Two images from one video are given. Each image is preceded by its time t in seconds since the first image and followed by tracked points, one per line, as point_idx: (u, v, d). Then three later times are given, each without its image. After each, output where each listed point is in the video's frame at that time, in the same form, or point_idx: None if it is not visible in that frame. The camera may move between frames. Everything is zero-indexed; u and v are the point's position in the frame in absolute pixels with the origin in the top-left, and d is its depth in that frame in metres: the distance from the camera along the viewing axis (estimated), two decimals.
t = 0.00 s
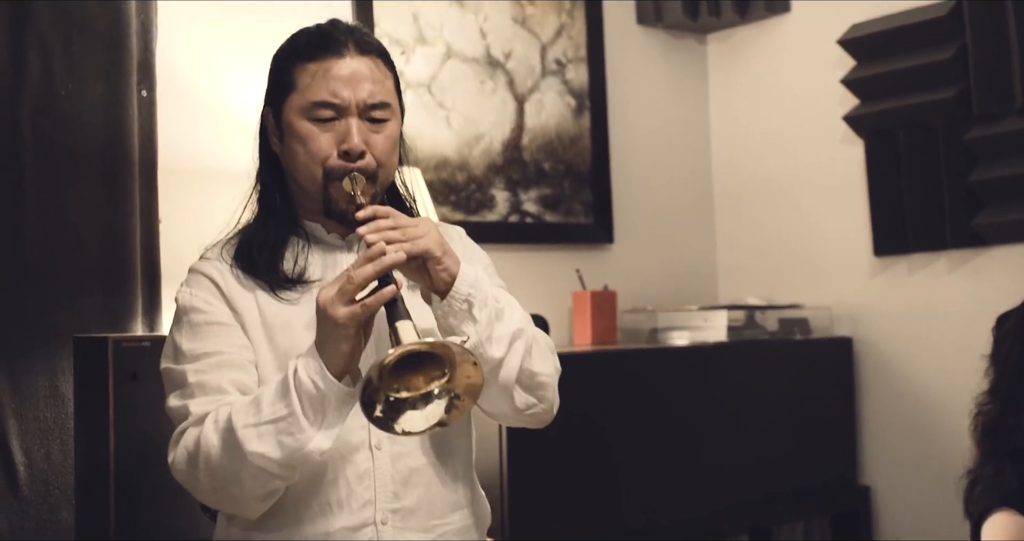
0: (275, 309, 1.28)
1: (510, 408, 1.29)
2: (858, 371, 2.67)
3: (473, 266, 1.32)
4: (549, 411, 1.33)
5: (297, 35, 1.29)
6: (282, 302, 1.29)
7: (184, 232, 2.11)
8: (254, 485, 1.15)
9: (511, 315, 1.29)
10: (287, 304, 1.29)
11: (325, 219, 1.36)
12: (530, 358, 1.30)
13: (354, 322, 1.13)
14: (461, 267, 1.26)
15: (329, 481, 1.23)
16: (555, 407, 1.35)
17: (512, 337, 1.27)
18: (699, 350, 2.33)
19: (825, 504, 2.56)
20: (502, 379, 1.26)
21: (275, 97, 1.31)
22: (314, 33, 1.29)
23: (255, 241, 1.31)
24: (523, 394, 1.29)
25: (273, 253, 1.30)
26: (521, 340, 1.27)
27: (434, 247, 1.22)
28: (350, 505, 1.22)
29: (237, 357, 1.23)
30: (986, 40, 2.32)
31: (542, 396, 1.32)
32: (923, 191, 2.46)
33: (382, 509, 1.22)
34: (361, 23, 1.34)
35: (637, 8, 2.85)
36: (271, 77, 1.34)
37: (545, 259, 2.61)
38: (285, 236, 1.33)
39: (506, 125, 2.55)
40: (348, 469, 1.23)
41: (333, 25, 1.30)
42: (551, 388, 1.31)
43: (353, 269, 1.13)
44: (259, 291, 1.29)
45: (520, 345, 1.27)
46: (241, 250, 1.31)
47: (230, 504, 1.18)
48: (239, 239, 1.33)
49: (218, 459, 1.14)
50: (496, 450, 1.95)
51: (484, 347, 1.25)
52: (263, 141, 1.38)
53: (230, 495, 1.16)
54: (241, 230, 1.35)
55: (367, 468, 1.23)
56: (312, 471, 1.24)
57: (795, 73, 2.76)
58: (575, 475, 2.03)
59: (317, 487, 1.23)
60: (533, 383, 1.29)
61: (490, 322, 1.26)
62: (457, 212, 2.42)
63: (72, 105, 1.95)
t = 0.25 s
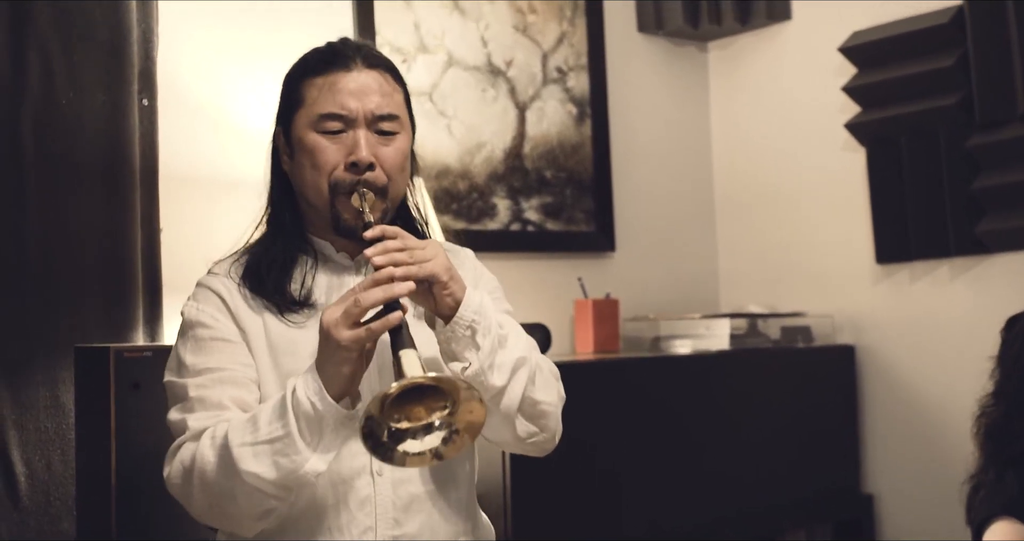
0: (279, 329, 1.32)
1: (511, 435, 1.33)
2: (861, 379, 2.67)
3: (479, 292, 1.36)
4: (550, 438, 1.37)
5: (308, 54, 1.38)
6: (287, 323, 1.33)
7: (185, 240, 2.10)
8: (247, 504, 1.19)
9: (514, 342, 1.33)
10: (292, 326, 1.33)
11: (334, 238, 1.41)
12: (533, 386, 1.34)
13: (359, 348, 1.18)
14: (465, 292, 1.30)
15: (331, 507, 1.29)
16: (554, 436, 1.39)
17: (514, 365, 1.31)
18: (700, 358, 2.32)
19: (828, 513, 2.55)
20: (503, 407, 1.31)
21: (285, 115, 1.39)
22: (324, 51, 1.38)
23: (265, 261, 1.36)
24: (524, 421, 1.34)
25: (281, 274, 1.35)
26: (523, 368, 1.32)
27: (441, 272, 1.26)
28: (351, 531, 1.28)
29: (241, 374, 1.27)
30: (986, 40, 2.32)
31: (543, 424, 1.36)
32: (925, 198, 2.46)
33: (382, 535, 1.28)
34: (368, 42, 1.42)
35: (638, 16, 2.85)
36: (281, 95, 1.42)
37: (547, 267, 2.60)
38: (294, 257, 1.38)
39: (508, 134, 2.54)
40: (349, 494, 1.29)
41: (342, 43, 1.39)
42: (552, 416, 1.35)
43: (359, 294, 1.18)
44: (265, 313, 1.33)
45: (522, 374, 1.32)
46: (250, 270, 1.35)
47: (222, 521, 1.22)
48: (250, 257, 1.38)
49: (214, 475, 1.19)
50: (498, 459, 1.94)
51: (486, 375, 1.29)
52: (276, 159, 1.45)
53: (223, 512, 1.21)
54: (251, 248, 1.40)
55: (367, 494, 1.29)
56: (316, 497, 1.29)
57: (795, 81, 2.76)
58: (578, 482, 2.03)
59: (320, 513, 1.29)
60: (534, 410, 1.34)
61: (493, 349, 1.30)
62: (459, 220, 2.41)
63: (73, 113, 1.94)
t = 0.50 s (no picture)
0: (282, 325, 1.31)
1: (518, 440, 1.33)
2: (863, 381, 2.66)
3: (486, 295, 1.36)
4: (555, 443, 1.37)
5: (329, 56, 1.36)
6: (290, 321, 1.31)
7: (185, 243, 2.09)
8: (232, 491, 1.15)
9: (523, 345, 1.33)
10: (295, 324, 1.32)
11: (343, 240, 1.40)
12: (540, 390, 1.34)
13: (363, 337, 1.15)
14: (474, 295, 1.30)
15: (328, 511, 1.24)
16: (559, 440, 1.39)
17: (524, 368, 1.31)
18: (701, 360, 2.32)
19: (830, 516, 2.54)
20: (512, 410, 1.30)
21: (299, 116, 1.37)
22: (345, 55, 1.36)
23: (275, 257, 1.34)
24: (532, 426, 1.34)
25: (290, 269, 1.34)
26: (533, 372, 1.32)
27: (448, 273, 1.26)
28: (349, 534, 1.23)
29: (240, 366, 1.25)
30: (987, 40, 2.31)
31: (549, 428, 1.36)
32: (927, 199, 2.45)
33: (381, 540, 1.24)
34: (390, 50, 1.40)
35: (638, 18, 2.85)
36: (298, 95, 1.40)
37: (548, 270, 2.60)
38: (303, 256, 1.37)
39: (508, 136, 2.54)
40: (348, 496, 1.24)
41: (365, 49, 1.37)
42: (558, 421, 1.35)
43: (369, 286, 1.16)
44: (269, 308, 1.31)
45: (532, 376, 1.31)
46: (259, 263, 1.34)
47: (206, 508, 1.18)
48: (256, 251, 1.37)
49: (200, 460, 1.15)
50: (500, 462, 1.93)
51: (496, 378, 1.29)
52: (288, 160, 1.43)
53: (207, 499, 1.17)
54: (259, 243, 1.38)
55: (367, 496, 1.25)
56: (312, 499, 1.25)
57: (796, 83, 2.76)
58: (581, 485, 2.02)
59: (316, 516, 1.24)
60: (541, 415, 1.34)
61: (503, 352, 1.30)
62: (459, 222, 2.41)
63: (73, 116, 1.94)
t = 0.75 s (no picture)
0: (284, 317, 1.33)
1: (522, 435, 1.36)
2: (865, 379, 2.65)
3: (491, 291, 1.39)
4: (559, 437, 1.40)
5: (338, 54, 1.37)
6: (292, 313, 1.34)
7: (186, 240, 2.08)
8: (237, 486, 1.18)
9: (527, 341, 1.36)
10: (297, 316, 1.34)
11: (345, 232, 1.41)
12: (543, 385, 1.36)
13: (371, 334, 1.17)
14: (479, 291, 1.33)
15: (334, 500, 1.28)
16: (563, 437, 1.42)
17: (529, 363, 1.34)
18: (701, 359, 2.31)
19: (833, 514, 2.54)
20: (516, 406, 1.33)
21: (306, 112, 1.38)
22: (354, 54, 1.37)
23: (277, 248, 1.36)
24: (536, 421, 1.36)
25: (292, 262, 1.36)
26: (537, 367, 1.34)
27: (453, 269, 1.28)
28: (355, 524, 1.27)
29: (241, 358, 1.27)
30: (989, 36, 2.31)
31: (552, 423, 1.38)
32: (929, 197, 2.45)
33: (386, 529, 1.27)
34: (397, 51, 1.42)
35: (639, 15, 2.84)
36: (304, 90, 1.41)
37: (550, 268, 2.59)
38: (305, 250, 1.38)
39: (510, 134, 2.53)
40: (353, 486, 1.28)
41: (374, 49, 1.38)
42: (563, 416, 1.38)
43: (379, 284, 1.18)
44: (270, 299, 1.34)
45: (536, 371, 1.34)
46: (260, 255, 1.35)
47: (209, 502, 1.21)
48: (257, 243, 1.38)
49: (205, 455, 1.18)
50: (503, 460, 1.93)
51: (502, 373, 1.32)
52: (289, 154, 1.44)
53: (210, 493, 1.20)
54: (259, 235, 1.40)
55: (372, 487, 1.28)
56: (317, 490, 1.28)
57: (798, 80, 2.75)
58: (584, 483, 2.01)
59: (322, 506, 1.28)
60: (545, 410, 1.36)
61: (507, 347, 1.33)
62: (460, 220, 2.40)
63: (73, 114, 1.93)
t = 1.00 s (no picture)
0: (280, 285, 1.35)
1: (520, 391, 1.36)
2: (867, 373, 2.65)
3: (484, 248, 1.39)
4: (559, 394, 1.39)
5: (309, 19, 1.35)
6: (290, 281, 1.36)
7: (184, 236, 2.06)
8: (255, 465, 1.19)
9: (520, 296, 1.36)
10: (294, 282, 1.36)
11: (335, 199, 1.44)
12: (539, 340, 1.36)
13: (366, 300, 1.16)
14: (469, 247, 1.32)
15: (339, 461, 1.30)
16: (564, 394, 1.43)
17: (522, 318, 1.34)
18: (702, 353, 2.29)
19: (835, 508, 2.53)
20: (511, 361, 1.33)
21: (284, 79, 1.37)
22: (325, 16, 1.35)
23: (266, 220, 1.38)
24: (533, 377, 1.36)
25: (284, 231, 1.38)
26: (530, 322, 1.34)
27: (441, 228, 1.27)
28: (361, 486, 1.29)
29: (241, 333, 1.29)
30: (991, 28, 2.30)
31: (552, 379, 1.38)
32: (931, 190, 2.44)
33: (392, 491, 1.30)
34: (373, 7, 1.39)
35: (639, 9, 2.83)
36: (281, 59, 1.39)
37: (550, 263, 2.58)
38: (296, 217, 1.40)
39: (509, 127, 2.52)
40: (358, 449, 1.30)
41: (345, 9, 1.36)
42: (561, 372, 1.37)
43: (368, 248, 1.16)
44: (266, 270, 1.36)
45: (529, 325, 1.34)
46: (251, 229, 1.38)
47: (229, 485, 1.22)
48: (248, 217, 1.41)
49: (217, 438, 1.18)
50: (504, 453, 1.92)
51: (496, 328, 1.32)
52: (271, 124, 1.45)
53: (229, 476, 1.20)
54: (250, 208, 1.42)
55: (377, 448, 1.31)
56: (322, 452, 1.30)
57: (799, 73, 2.74)
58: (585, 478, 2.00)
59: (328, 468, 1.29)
60: (542, 365, 1.36)
61: (500, 301, 1.33)
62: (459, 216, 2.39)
63: (71, 108, 1.91)
